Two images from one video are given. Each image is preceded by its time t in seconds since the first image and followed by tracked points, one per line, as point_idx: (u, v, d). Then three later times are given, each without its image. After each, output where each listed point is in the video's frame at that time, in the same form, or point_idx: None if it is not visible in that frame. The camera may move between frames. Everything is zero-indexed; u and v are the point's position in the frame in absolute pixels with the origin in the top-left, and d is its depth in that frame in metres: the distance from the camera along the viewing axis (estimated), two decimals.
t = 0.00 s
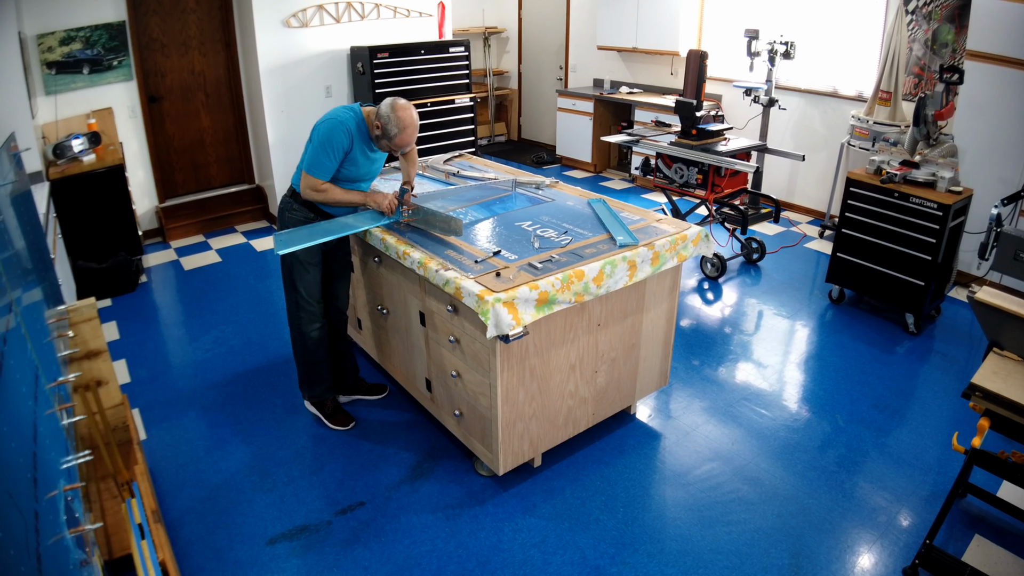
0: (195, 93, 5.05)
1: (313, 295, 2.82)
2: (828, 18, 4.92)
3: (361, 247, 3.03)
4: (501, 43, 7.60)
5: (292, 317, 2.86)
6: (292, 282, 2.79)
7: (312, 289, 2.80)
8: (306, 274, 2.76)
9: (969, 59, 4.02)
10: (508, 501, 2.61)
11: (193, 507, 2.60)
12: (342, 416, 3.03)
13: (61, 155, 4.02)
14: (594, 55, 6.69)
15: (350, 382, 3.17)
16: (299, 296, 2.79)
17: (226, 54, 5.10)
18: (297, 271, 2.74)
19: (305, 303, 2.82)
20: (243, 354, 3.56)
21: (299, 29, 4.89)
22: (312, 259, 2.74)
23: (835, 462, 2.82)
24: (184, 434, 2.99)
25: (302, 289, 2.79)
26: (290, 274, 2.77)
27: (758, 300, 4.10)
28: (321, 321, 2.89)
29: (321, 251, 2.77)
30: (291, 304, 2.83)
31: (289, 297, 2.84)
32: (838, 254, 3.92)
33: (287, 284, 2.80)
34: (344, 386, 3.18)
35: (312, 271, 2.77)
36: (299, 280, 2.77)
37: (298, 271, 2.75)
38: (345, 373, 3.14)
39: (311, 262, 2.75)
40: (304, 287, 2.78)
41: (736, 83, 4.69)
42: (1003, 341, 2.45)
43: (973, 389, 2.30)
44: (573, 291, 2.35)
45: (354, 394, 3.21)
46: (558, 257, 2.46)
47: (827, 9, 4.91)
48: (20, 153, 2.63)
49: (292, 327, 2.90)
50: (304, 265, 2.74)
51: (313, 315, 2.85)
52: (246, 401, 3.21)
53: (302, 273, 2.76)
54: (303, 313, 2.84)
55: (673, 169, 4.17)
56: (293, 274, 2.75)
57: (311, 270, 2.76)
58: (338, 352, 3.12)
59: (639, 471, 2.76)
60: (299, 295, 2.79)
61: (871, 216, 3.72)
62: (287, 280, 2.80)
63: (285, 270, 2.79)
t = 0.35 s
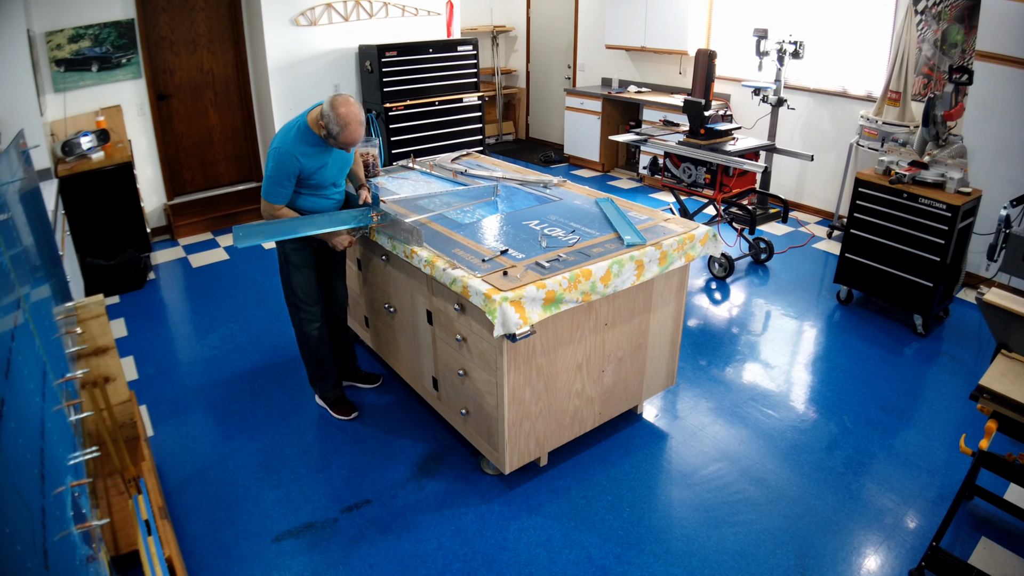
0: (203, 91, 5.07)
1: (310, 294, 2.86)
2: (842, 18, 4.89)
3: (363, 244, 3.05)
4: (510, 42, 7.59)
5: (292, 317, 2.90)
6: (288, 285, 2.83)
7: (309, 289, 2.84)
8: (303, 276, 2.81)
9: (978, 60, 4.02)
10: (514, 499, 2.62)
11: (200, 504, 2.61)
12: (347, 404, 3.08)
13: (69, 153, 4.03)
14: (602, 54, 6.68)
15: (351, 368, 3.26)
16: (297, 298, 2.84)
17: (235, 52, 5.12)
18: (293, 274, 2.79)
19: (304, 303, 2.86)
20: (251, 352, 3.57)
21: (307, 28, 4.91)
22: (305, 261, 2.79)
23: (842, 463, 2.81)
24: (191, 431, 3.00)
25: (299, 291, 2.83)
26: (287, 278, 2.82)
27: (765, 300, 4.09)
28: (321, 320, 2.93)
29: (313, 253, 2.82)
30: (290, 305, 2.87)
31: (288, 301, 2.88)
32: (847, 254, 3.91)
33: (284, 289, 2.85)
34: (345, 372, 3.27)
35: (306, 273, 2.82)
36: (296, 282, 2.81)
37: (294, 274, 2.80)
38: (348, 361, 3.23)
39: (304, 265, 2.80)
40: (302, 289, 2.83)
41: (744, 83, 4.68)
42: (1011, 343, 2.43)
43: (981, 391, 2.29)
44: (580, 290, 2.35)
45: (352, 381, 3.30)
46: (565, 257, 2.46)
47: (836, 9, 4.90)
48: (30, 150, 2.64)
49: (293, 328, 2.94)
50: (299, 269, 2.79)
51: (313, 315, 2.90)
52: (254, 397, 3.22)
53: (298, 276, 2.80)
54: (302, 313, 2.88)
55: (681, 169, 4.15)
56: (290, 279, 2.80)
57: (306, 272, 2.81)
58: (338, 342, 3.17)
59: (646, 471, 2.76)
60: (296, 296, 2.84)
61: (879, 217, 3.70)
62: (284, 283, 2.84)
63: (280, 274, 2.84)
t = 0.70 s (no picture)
0: (211, 89, 5.08)
1: (305, 303, 2.79)
2: (850, 18, 4.88)
3: (375, 248, 3.02)
4: (517, 41, 7.60)
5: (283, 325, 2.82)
6: (281, 289, 2.75)
7: (303, 297, 2.77)
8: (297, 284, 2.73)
9: (986, 61, 3.99)
10: (520, 499, 2.62)
11: (206, 501, 2.62)
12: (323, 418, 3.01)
13: (77, 150, 4.06)
14: (610, 53, 6.67)
15: (337, 378, 3.19)
16: (291, 304, 2.76)
17: (242, 51, 5.13)
18: (288, 280, 2.71)
19: (297, 312, 2.79)
20: (258, 350, 3.58)
21: (315, 27, 4.92)
22: (301, 267, 2.71)
23: (848, 464, 2.81)
24: (198, 428, 3.01)
25: (294, 297, 2.76)
26: (280, 284, 2.74)
27: (772, 300, 4.08)
28: (314, 330, 2.86)
29: (308, 259, 2.75)
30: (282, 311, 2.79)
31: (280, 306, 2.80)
32: (854, 255, 3.90)
33: (277, 294, 2.77)
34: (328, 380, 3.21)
35: (302, 280, 2.74)
36: (291, 288, 2.73)
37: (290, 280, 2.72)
38: (336, 371, 3.18)
39: (301, 271, 2.72)
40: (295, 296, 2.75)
41: (752, 83, 4.67)
42: (1020, 344, 2.42)
43: (988, 394, 2.28)
44: (587, 290, 2.34)
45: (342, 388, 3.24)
46: (572, 256, 2.46)
47: (845, 9, 4.89)
48: (38, 147, 2.66)
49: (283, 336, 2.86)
50: (296, 275, 2.72)
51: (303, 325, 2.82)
52: (260, 395, 3.23)
53: (294, 282, 2.73)
54: (294, 322, 2.80)
55: (688, 169, 4.15)
56: (285, 284, 2.72)
57: (302, 279, 2.73)
58: (326, 351, 3.11)
59: (651, 471, 2.76)
60: (290, 304, 2.76)
61: (887, 218, 3.69)
62: (277, 288, 2.76)
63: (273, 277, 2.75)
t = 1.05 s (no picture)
0: (219, 87, 5.10)
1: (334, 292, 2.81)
2: (860, 18, 4.86)
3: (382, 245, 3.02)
4: (525, 40, 7.60)
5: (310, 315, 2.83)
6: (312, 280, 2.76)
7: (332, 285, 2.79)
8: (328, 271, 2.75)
9: (996, 61, 3.97)
10: (525, 498, 2.62)
11: (213, 498, 2.62)
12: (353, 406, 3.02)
13: (86, 147, 4.10)
14: (618, 53, 6.67)
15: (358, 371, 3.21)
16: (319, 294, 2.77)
17: (251, 49, 5.14)
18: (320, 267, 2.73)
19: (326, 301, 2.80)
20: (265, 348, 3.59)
21: (323, 25, 4.92)
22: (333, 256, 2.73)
23: (855, 466, 2.80)
24: (206, 425, 3.02)
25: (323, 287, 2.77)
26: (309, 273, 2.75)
27: (780, 301, 4.07)
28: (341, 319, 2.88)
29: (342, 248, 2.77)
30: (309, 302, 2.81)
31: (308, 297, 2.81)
32: (862, 256, 3.89)
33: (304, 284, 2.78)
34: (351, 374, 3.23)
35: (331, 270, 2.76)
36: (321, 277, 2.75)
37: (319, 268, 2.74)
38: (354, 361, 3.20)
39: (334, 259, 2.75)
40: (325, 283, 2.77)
41: (761, 83, 4.66)
42: None
43: (996, 396, 2.27)
44: (594, 289, 2.34)
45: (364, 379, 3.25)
46: (579, 256, 2.46)
47: (855, 9, 4.87)
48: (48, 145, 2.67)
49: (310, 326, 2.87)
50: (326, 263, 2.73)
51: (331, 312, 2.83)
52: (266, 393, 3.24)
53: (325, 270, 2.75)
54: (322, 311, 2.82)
55: (696, 168, 4.14)
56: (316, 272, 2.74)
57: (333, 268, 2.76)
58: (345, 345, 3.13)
59: (658, 471, 2.75)
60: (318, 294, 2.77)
61: (896, 218, 3.68)
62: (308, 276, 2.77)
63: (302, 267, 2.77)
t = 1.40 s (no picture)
0: (227, 85, 5.11)
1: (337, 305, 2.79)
2: (869, 18, 4.84)
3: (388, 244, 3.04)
4: (533, 39, 7.59)
5: (316, 329, 2.82)
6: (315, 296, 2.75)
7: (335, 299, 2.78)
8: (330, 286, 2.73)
9: (1006, 63, 3.98)
10: (530, 497, 2.62)
11: (218, 495, 2.63)
12: (370, 413, 3.02)
13: (93, 145, 4.08)
14: (625, 52, 6.66)
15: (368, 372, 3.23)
16: (324, 309, 2.76)
17: (258, 47, 5.14)
18: (323, 283, 2.72)
19: (330, 315, 2.79)
20: (272, 345, 3.59)
21: (331, 23, 4.92)
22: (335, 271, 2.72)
23: (861, 467, 2.79)
24: (212, 423, 3.03)
25: (327, 302, 2.76)
26: (316, 288, 2.74)
27: (787, 302, 4.06)
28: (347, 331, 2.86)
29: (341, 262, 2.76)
30: (315, 318, 2.79)
31: (313, 313, 2.79)
32: (869, 257, 3.88)
33: (311, 299, 2.77)
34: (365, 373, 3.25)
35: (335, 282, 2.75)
36: (325, 293, 2.74)
37: (323, 283, 2.73)
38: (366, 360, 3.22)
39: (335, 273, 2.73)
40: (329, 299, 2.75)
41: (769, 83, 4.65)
42: None
43: (1003, 398, 2.25)
44: (601, 288, 2.34)
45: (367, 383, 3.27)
46: (586, 255, 2.45)
47: (865, 8, 4.85)
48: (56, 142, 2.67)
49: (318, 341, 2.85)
50: (329, 278, 2.72)
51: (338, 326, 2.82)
52: (273, 391, 3.24)
53: (328, 285, 2.73)
54: (328, 325, 2.81)
55: (704, 168, 4.13)
56: (319, 287, 2.72)
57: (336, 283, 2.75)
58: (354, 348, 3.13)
59: (663, 472, 2.75)
60: (323, 309, 2.76)
61: (903, 219, 3.67)
62: (311, 294, 2.75)
63: (305, 284, 2.75)
